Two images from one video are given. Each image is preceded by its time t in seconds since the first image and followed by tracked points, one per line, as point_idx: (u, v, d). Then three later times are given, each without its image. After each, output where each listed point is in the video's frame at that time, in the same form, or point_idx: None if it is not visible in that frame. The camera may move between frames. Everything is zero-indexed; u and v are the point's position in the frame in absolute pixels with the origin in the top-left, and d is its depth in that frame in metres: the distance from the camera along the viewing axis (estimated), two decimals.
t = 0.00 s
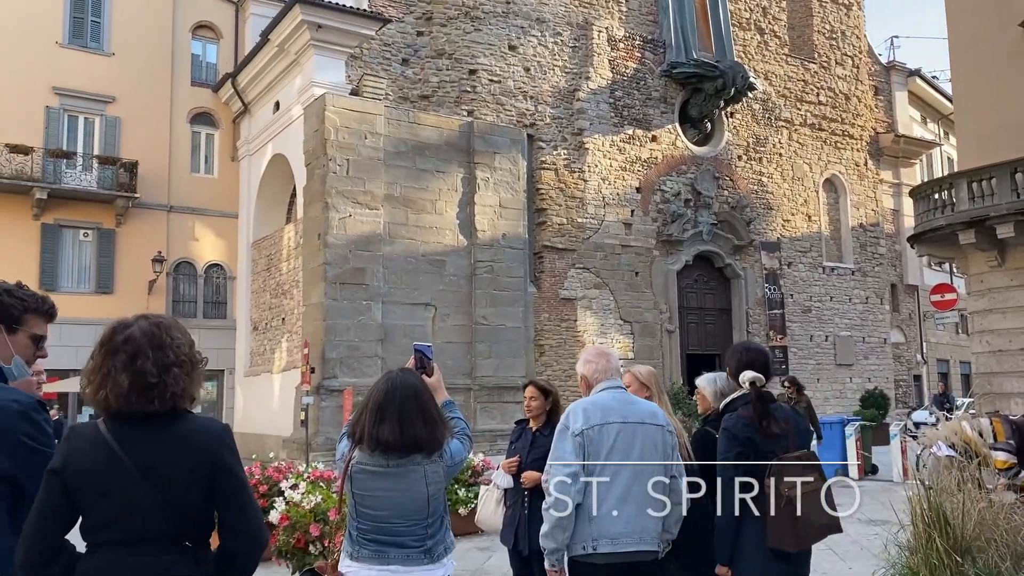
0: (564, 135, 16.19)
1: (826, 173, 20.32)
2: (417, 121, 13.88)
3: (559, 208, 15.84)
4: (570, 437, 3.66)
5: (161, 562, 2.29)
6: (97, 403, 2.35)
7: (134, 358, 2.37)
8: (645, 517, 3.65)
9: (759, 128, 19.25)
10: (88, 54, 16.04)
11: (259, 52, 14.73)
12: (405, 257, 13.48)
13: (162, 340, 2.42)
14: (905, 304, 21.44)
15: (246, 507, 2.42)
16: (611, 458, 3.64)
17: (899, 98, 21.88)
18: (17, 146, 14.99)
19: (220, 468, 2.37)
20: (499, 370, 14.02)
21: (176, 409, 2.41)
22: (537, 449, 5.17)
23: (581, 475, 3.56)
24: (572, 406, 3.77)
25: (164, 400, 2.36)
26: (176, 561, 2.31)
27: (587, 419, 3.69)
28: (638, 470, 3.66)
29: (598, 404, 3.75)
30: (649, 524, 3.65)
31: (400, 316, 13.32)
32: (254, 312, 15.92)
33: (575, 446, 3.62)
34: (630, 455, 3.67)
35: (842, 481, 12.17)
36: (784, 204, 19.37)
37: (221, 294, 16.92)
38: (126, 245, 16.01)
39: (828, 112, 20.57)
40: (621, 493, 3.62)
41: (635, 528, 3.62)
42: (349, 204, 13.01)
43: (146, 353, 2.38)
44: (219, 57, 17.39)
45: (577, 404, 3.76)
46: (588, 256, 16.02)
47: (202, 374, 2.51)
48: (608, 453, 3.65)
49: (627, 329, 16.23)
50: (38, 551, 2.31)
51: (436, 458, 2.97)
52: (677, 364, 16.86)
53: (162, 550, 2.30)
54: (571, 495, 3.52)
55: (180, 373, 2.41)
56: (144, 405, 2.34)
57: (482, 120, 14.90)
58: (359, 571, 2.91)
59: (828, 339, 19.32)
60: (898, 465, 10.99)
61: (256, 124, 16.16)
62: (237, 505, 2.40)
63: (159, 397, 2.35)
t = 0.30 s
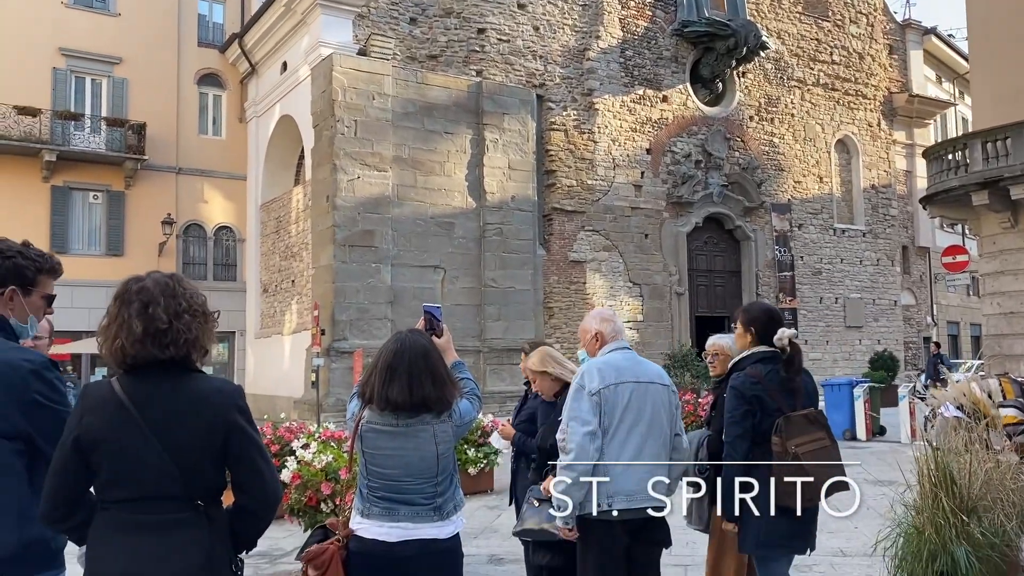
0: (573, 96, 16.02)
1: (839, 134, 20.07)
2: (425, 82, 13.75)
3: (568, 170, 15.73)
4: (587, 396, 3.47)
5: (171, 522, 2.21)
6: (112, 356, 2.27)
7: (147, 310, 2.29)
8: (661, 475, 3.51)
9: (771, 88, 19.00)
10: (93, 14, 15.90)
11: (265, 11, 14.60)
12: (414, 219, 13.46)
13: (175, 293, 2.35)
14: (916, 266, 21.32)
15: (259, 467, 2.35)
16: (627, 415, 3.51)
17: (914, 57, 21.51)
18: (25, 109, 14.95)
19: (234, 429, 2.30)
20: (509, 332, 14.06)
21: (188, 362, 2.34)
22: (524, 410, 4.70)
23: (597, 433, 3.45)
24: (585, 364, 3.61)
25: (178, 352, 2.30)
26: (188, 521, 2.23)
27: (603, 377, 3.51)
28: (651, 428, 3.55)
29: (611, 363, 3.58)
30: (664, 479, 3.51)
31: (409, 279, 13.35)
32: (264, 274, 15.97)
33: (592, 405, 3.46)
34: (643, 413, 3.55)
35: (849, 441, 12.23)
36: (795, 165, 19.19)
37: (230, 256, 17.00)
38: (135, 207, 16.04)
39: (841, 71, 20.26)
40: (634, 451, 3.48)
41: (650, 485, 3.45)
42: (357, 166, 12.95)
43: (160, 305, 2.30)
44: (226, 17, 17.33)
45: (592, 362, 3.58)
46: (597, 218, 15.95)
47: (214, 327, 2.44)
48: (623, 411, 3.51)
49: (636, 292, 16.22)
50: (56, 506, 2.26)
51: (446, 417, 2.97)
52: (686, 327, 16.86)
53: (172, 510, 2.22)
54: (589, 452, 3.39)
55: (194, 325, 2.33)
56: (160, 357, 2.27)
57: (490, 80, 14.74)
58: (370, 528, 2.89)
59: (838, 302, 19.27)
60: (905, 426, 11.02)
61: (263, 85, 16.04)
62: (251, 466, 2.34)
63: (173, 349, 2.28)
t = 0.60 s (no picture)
0: (582, 67, 15.90)
1: (849, 105, 19.87)
2: (432, 54, 13.66)
3: (576, 143, 15.67)
4: (608, 366, 3.41)
5: (184, 491, 2.24)
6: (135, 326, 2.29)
7: (168, 279, 2.31)
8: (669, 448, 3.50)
9: (781, 60, 18.82)
10: None
11: None
12: (421, 192, 13.45)
13: (211, 269, 2.35)
14: (926, 239, 21.22)
15: (272, 443, 2.40)
16: (645, 388, 3.46)
17: (927, 27, 21.20)
18: (32, 82, 14.94)
19: (252, 405, 2.34)
20: (517, 306, 14.09)
21: (211, 342, 2.33)
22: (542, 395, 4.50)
23: (620, 404, 3.40)
24: (607, 334, 3.54)
25: (197, 329, 2.28)
26: (200, 491, 2.27)
27: (622, 349, 3.45)
28: (664, 402, 3.51)
29: (630, 335, 3.51)
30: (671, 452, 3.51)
31: (417, 252, 13.37)
32: (272, 248, 16.01)
33: (614, 377, 3.40)
34: (659, 387, 3.51)
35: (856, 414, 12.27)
36: (804, 136, 19.05)
37: (239, 230, 17.06)
38: (143, 181, 16.07)
39: (852, 42, 20.01)
40: (650, 421, 3.46)
41: (662, 456, 3.46)
42: (364, 139, 12.91)
43: (184, 274, 2.31)
44: None
45: (613, 333, 3.51)
46: (605, 191, 15.91)
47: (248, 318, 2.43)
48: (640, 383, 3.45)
49: (644, 265, 16.23)
50: (67, 469, 2.24)
51: (453, 389, 2.99)
52: (694, 300, 16.86)
53: (184, 481, 2.25)
54: (613, 423, 3.35)
55: (222, 306, 2.32)
56: (177, 329, 2.27)
57: (498, 52, 14.63)
58: (378, 497, 2.92)
59: (846, 275, 19.22)
60: (912, 399, 11.04)
61: (269, 58, 15.96)
62: (262, 442, 2.38)
63: (185, 321, 2.26)
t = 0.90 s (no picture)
0: (589, 49, 15.80)
1: (859, 87, 19.72)
2: (438, 36, 13.59)
3: (584, 125, 15.60)
4: (634, 350, 3.36)
5: (188, 475, 2.26)
6: (128, 312, 2.30)
7: (153, 260, 2.31)
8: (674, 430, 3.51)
9: (790, 41, 18.67)
10: None
11: None
12: (428, 176, 13.43)
13: (201, 251, 2.35)
14: (935, 222, 21.10)
15: (275, 423, 2.41)
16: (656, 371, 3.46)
17: (938, 7, 20.96)
18: (38, 66, 14.95)
19: (252, 386, 2.35)
20: (523, 290, 14.10)
21: (205, 322, 2.33)
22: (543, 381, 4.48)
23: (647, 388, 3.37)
24: (616, 319, 3.49)
25: (188, 307, 2.28)
26: (205, 474, 2.29)
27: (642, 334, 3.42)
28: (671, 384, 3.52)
29: (641, 320, 3.48)
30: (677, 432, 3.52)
31: (424, 236, 13.37)
32: (279, 232, 16.03)
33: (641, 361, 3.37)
34: (667, 371, 3.51)
35: (862, 397, 12.24)
36: (813, 118, 18.92)
37: (246, 214, 17.10)
38: (150, 165, 16.09)
39: (862, 23, 19.82)
40: (660, 404, 3.48)
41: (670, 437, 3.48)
42: (370, 122, 12.89)
43: (168, 255, 2.32)
44: None
45: (623, 318, 3.46)
46: (612, 174, 15.86)
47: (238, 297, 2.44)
48: (657, 367, 3.47)
49: (651, 249, 16.20)
50: (71, 458, 2.27)
51: (457, 371, 3.01)
52: (701, 284, 16.82)
53: (188, 466, 2.27)
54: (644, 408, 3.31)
55: (211, 284, 2.32)
56: (167, 310, 2.27)
57: (504, 34, 14.56)
58: (384, 479, 2.93)
59: (855, 258, 19.14)
60: (919, 383, 11.02)
61: (275, 41, 15.91)
62: (264, 424, 2.39)
63: (172, 300, 2.26)
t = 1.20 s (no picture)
0: (594, 41, 15.75)
1: (865, 78, 19.62)
2: (443, 28, 13.56)
3: (589, 118, 15.57)
4: (637, 343, 3.37)
5: (192, 469, 2.28)
6: (133, 307, 2.30)
7: (158, 254, 2.33)
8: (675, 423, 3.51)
9: (796, 32, 18.58)
10: None
11: None
12: (432, 168, 13.42)
13: (205, 245, 2.36)
14: (942, 215, 21.03)
15: (277, 417, 2.43)
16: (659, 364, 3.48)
17: None
18: (44, 59, 14.97)
19: (257, 380, 2.36)
20: (528, 282, 14.11)
21: (208, 315, 2.35)
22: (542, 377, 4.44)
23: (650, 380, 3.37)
24: (616, 313, 3.50)
25: (195, 301, 2.29)
26: (208, 468, 2.31)
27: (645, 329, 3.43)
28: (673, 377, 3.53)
29: (641, 314, 3.48)
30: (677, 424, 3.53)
31: (429, 229, 13.38)
32: (284, 224, 16.06)
33: (644, 353, 3.38)
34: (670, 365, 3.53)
35: (868, 389, 12.23)
36: (820, 110, 18.84)
37: (251, 207, 17.12)
38: (155, 158, 16.12)
39: (869, 13, 19.69)
40: (662, 397, 3.49)
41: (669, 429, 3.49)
42: (375, 115, 12.87)
43: (173, 250, 2.32)
44: None
45: (623, 311, 3.47)
46: (617, 166, 15.83)
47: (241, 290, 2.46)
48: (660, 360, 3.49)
49: (656, 241, 16.19)
50: (75, 451, 2.27)
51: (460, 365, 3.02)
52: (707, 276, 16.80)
53: (193, 459, 2.29)
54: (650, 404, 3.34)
55: (216, 276, 2.34)
56: (172, 305, 2.29)
57: (509, 26, 14.52)
58: (388, 472, 2.94)
59: (861, 250, 19.09)
60: (925, 375, 10.99)
61: (280, 33, 15.90)
62: (267, 418, 2.40)
63: (178, 295, 2.27)
